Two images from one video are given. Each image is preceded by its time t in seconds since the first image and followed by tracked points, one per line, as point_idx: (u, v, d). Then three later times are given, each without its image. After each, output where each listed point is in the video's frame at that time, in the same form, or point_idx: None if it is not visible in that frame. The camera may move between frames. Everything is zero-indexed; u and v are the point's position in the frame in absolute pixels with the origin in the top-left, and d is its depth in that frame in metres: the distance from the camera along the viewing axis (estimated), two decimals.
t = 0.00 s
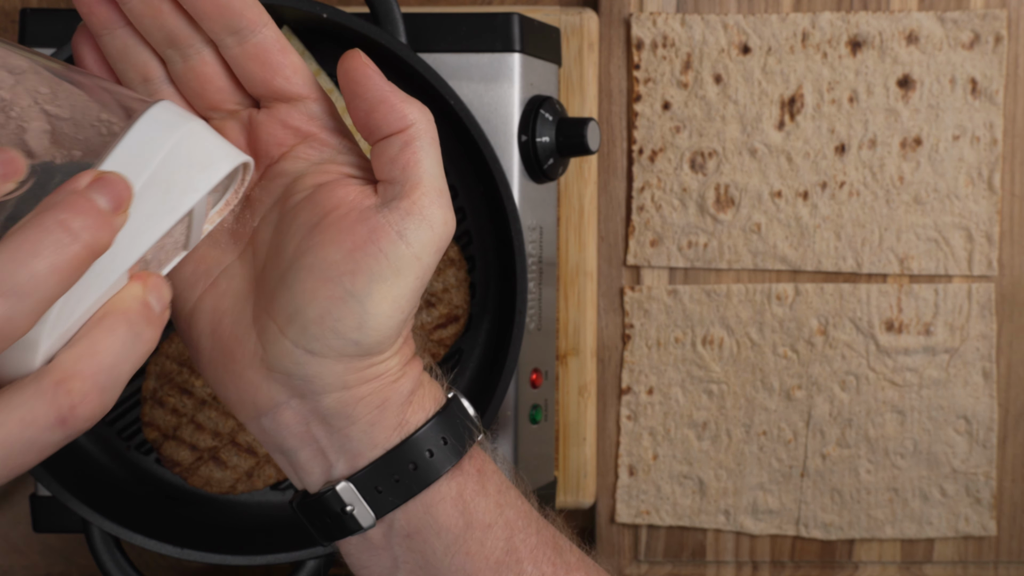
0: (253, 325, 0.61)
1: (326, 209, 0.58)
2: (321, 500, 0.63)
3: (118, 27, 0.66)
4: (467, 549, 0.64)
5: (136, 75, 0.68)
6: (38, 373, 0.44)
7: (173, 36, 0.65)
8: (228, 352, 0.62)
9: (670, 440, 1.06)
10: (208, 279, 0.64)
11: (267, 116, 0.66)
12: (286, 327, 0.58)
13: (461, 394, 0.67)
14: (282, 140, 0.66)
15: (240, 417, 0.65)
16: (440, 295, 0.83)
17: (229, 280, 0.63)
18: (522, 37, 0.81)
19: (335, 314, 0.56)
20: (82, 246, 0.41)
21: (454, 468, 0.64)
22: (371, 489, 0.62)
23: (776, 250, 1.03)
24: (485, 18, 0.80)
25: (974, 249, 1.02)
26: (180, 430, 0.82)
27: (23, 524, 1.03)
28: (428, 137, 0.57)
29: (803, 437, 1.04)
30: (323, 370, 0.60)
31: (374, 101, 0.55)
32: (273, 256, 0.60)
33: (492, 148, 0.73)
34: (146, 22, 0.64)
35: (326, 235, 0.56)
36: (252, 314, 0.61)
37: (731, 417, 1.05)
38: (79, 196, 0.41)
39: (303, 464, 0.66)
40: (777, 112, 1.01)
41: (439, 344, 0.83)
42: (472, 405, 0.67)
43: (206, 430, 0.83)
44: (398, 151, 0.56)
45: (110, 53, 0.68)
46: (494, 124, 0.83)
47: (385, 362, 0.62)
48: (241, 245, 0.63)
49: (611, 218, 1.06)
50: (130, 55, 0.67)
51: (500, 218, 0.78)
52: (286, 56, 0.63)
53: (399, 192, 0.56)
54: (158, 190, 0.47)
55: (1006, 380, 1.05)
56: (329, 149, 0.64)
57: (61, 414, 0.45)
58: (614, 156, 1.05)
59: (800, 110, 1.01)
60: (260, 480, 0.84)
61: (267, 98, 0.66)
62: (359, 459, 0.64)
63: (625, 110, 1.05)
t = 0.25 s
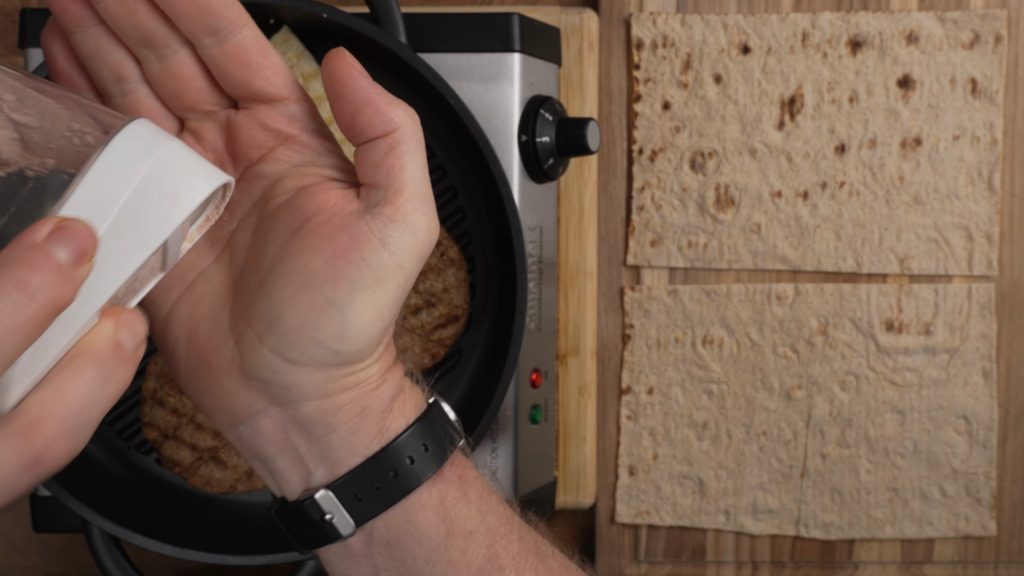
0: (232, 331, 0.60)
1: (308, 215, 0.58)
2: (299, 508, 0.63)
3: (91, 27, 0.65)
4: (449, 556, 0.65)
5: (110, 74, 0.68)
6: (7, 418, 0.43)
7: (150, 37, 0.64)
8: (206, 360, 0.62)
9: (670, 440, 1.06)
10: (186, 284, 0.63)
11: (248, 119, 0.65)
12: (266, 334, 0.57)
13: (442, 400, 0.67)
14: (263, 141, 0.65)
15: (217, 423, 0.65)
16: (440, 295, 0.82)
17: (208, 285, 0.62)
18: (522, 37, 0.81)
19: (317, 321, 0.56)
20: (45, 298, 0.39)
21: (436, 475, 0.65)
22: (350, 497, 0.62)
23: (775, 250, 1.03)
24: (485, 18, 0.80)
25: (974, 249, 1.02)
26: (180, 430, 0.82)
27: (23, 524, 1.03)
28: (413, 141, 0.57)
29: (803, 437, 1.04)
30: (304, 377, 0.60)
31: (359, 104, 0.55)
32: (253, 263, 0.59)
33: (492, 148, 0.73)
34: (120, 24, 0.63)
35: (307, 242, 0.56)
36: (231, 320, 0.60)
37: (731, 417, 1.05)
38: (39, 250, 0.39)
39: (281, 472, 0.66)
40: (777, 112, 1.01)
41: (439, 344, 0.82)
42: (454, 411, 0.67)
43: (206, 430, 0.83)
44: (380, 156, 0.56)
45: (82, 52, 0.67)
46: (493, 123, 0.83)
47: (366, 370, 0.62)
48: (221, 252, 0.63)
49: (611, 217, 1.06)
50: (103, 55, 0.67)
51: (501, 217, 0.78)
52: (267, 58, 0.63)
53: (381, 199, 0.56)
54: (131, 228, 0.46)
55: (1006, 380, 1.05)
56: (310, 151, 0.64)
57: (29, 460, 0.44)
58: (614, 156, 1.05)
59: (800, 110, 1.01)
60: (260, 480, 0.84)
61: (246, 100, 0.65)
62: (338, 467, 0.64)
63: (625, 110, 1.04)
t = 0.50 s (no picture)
0: (220, 344, 0.60)
1: (295, 231, 0.58)
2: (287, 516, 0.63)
3: (81, 50, 0.65)
4: (434, 564, 0.65)
5: (100, 99, 0.67)
6: (13, 404, 0.46)
7: (138, 62, 0.63)
8: (194, 370, 0.61)
9: (670, 440, 1.06)
10: (175, 296, 0.63)
11: (237, 135, 0.65)
12: (252, 347, 0.57)
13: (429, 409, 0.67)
14: (253, 160, 0.65)
15: (205, 434, 0.64)
16: (440, 295, 0.82)
17: (196, 297, 0.62)
18: (522, 37, 0.81)
19: (302, 336, 0.56)
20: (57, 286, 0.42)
21: (422, 484, 0.65)
22: (337, 506, 0.62)
23: (775, 250, 1.03)
24: (485, 18, 0.80)
25: (974, 249, 1.02)
26: (179, 430, 0.82)
27: (23, 524, 1.03)
28: (399, 159, 0.57)
29: (803, 437, 1.04)
30: (291, 391, 0.60)
31: (344, 125, 0.55)
32: (241, 276, 0.59)
33: (492, 148, 0.73)
34: (109, 49, 0.63)
35: (295, 257, 0.56)
36: (218, 333, 0.60)
37: (731, 417, 1.05)
38: (54, 237, 0.42)
39: (270, 481, 0.65)
40: (777, 112, 1.01)
41: (439, 344, 0.82)
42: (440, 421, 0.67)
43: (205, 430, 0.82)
44: (368, 174, 0.56)
45: (72, 74, 0.66)
46: (493, 124, 0.83)
47: (352, 382, 0.62)
48: (208, 265, 0.62)
49: (611, 218, 1.06)
50: (93, 79, 0.66)
51: (501, 220, 0.79)
52: (256, 80, 0.63)
53: (367, 215, 0.56)
54: (129, 226, 0.47)
55: (1006, 380, 1.04)
56: (299, 170, 0.64)
57: (35, 445, 0.46)
58: (614, 156, 1.05)
59: (800, 110, 1.01)
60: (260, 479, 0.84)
61: (236, 121, 0.65)
62: (325, 477, 0.64)
63: (625, 110, 1.04)
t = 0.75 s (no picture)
0: (219, 347, 0.60)
1: (294, 235, 0.58)
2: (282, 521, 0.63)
3: (87, 54, 0.64)
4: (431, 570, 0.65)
5: (106, 100, 0.66)
6: None
7: (145, 69, 0.63)
8: (192, 373, 0.61)
9: (670, 440, 1.06)
10: (175, 299, 0.63)
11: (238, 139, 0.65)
12: (250, 350, 0.57)
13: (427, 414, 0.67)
14: (255, 165, 0.65)
15: (202, 437, 0.64)
16: (440, 295, 0.82)
17: (196, 299, 0.62)
18: (522, 37, 0.81)
19: (300, 339, 0.56)
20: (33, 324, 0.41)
21: (419, 489, 0.65)
22: (334, 511, 0.62)
23: (776, 250, 1.03)
24: (485, 18, 0.80)
25: (974, 249, 1.02)
26: (179, 430, 0.82)
27: (23, 524, 1.03)
28: (398, 165, 0.57)
29: (803, 437, 1.04)
30: (288, 394, 0.59)
31: (344, 131, 0.55)
32: (241, 279, 0.60)
33: (492, 148, 0.73)
34: (116, 56, 0.62)
35: (294, 260, 0.56)
36: (216, 335, 0.60)
37: (731, 417, 1.05)
38: (28, 272, 0.41)
39: (265, 485, 0.65)
40: (777, 112, 1.01)
41: (439, 344, 0.82)
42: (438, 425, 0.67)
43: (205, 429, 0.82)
44: (367, 179, 0.56)
45: (77, 77, 0.65)
46: (493, 124, 0.83)
47: (350, 386, 0.63)
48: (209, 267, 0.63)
49: (611, 218, 1.06)
50: (99, 82, 0.65)
51: (501, 218, 0.79)
52: (262, 87, 0.62)
53: (367, 220, 0.56)
54: (113, 245, 0.47)
55: (1006, 380, 1.04)
56: (302, 174, 0.64)
57: (15, 474, 0.45)
58: (614, 156, 1.05)
59: (800, 110, 1.01)
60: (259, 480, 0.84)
61: (240, 127, 0.64)
62: (321, 482, 0.64)
63: (625, 110, 1.04)
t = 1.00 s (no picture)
0: (214, 343, 0.60)
1: (290, 232, 0.58)
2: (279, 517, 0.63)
3: (84, 54, 0.65)
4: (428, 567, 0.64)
5: (103, 98, 0.67)
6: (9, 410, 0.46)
7: (141, 67, 0.63)
8: (187, 369, 0.62)
9: (670, 440, 1.06)
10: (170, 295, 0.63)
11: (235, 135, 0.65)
12: (245, 344, 0.57)
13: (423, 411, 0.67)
14: (254, 162, 0.65)
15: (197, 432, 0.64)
16: (440, 295, 0.83)
17: (192, 296, 0.62)
18: (522, 37, 0.81)
19: (295, 334, 0.56)
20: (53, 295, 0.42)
21: (414, 485, 0.65)
22: (330, 507, 0.62)
23: (776, 249, 1.03)
24: (485, 18, 0.80)
25: (974, 249, 1.02)
26: (179, 430, 0.82)
27: (23, 524, 1.03)
28: (398, 163, 0.57)
29: (803, 437, 1.04)
30: (282, 390, 0.59)
31: (344, 129, 0.55)
32: (236, 275, 0.60)
33: (492, 148, 0.73)
34: (112, 55, 0.62)
35: (290, 257, 0.56)
36: (212, 330, 0.60)
37: (730, 416, 1.05)
38: (51, 248, 0.42)
39: (262, 481, 0.65)
40: (777, 112, 1.01)
41: (439, 344, 0.82)
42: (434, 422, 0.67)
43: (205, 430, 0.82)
44: (365, 176, 0.56)
45: (75, 75, 0.66)
46: (492, 123, 0.83)
47: (345, 382, 0.62)
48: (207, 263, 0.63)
49: (611, 217, 1.06)
50: (96, 81, 0.66)
51: (500, 216, 0.78)
52: (260, 85, 0.62)
53: (364, 217, 0.56)
54: (129, 229, 0.47)
55: (1006, 381, 1.04)
56: (300, 172, 0.64)
57: (30, 449, 0.47)
58: (614, 156, 1.05)
59: (800, 110, 1.01)
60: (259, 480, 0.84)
61: (238, 124, 0.65)
62: (317, 478, 0.64)
63: (625, 110, 1.04)
